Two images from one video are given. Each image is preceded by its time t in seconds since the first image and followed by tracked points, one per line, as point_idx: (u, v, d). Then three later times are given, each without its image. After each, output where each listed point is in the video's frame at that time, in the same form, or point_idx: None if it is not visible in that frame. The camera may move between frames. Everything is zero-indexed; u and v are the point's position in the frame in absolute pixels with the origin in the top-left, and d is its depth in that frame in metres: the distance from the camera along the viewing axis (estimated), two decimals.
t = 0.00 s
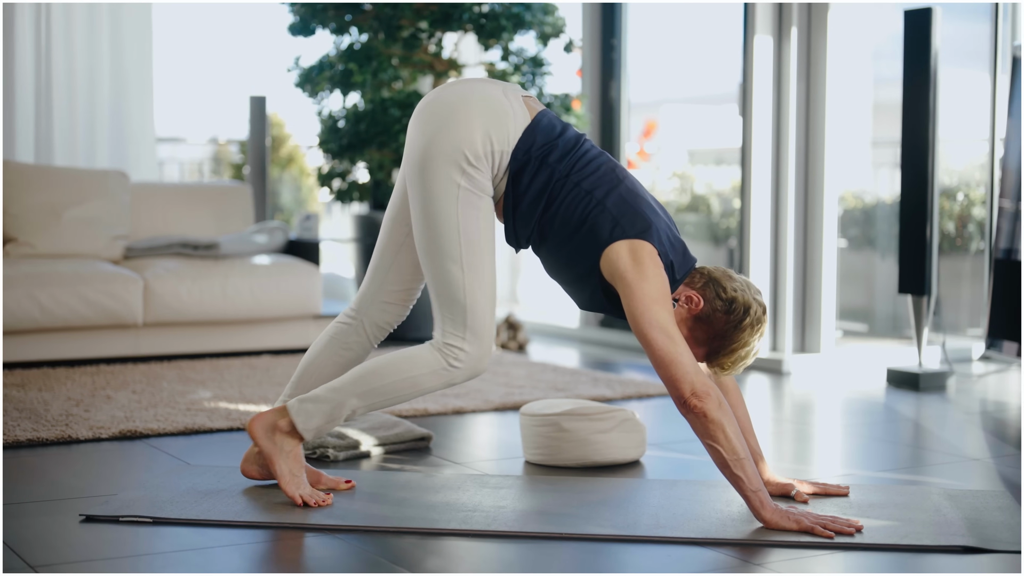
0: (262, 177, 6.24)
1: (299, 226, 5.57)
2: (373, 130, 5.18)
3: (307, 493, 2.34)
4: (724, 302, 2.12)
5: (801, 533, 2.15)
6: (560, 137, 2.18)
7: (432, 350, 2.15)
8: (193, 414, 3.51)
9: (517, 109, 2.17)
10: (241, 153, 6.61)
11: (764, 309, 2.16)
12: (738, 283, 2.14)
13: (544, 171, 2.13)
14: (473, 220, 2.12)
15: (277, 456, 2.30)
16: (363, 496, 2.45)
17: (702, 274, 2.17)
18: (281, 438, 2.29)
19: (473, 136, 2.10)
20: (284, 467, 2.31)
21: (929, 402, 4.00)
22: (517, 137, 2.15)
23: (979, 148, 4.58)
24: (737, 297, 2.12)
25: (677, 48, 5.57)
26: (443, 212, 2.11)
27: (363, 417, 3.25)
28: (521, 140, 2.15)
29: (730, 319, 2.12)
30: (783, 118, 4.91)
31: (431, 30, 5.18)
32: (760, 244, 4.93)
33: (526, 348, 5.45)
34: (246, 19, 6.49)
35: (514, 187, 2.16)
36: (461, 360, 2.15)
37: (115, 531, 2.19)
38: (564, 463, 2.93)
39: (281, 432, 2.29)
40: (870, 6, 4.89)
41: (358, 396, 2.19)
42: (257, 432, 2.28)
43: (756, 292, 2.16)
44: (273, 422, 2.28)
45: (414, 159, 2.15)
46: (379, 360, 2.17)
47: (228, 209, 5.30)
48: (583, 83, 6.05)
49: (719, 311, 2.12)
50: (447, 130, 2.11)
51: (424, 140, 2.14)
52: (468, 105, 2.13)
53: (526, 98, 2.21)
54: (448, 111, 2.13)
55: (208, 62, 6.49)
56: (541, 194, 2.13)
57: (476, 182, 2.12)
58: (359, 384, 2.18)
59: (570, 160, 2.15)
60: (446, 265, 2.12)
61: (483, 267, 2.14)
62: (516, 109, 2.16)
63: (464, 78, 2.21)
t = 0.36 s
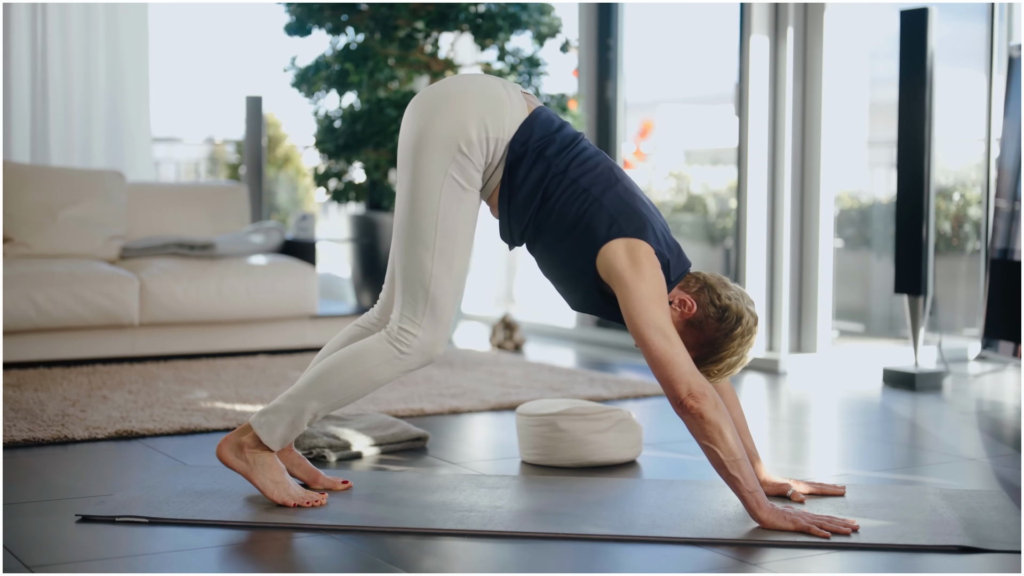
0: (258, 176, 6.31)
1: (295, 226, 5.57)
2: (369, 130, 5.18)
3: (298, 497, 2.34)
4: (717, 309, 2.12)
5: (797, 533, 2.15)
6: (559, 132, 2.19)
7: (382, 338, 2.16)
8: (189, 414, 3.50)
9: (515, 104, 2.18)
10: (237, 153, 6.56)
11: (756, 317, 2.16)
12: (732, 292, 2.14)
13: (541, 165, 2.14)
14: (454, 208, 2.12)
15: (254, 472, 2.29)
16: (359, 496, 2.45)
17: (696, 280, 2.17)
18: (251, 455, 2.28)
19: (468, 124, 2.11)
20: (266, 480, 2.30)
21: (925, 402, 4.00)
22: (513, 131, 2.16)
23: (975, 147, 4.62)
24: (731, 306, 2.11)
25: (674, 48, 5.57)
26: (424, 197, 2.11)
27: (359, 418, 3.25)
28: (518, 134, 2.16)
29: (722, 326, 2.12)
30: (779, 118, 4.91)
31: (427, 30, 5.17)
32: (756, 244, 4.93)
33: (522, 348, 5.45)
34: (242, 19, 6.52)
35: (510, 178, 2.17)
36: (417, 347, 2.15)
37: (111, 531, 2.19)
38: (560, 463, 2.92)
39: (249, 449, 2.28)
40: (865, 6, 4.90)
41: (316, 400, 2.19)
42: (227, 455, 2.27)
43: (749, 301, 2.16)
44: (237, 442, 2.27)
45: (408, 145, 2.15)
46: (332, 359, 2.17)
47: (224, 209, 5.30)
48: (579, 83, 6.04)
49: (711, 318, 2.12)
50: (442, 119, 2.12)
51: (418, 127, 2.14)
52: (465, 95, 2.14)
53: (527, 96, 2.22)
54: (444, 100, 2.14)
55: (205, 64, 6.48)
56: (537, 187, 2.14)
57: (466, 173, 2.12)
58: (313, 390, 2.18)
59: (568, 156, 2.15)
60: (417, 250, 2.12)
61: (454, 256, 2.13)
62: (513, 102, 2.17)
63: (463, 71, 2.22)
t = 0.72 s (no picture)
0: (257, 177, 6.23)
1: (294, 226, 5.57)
2: (367, 130, 5.17)
3: (296, 497, 2.34)
4: (715, 309, 2.11)
5: (795, 533, 2.15)
6: (554, 132, 2.21)
7: (351, 327, 2.22)
8: (187, 414, 3.50)
9: (512, 102, 2.22)
10: (235, 153, 6.56)
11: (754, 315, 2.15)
12: (728, 290, 2.13)
13: (537, 162, 2.16)
14: (440, 199, 2.16)
15: (246, 482, 2.30)
16: (357, 496, 2.45)
17: (692, 280, 2.15)
18: (238, 467, 2.29)
19: (464, 119, 2.15)
20: (258, 488, 2.31)
21: (923, 401, 4.01)
22: (510, 128, 2.20)
23: (972, 148, 4.62)
24: (729, 304, 2.11)
25: (672, 48, 5.57)
26: (410, 186, 2.15)
27: (358, 418, 3.25)
28: (514, 130, 2.20)
29: (721, 326, 2.12)
30: (777, 118, 4.91)
31: (425, 30, 5.19)
32: (754, 243, 4.93)
33: (520, 348, 5.45)
34: (240, 19, 6.51)
35: (506, 176, 2.18)
36: (383, 335, 2.21)
37: (109, 531, 2.19)
38: (558, 463, 2.92)
39: (236, 462, 2.29)
40: (864, 6, 4.91)
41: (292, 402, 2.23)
42: (216, 471, 2.29)
43: (745, 297, 2.15)
44: (222, 456, 2.29)
45: (403, 138, 2.20)
46: (302, 359, 2.22)
47: (223, 209, 5.30)
48: (577, 82, 6.04)
49: (710, 318, 2.11)
50: (438, 113, 2.17)
51: (413, 121, 2.19)
52: (462, 92, 2.18)
53: (526, 97, 2.26)
54: (441, 95, 2.19)
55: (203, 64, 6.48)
56: (532, 185, 2.15)
57: (456, 167, 2.16)
58: (288, 392, 2.22)
59: (564, 155, 2.17)
60: (397, 238, 2.17)
61: (431, 248, 2.18)
62: (511, 101, 2.22)
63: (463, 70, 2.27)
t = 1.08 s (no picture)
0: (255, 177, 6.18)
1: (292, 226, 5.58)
2: (366, 130, 5.17)
3: (293, 496, 2.34)
4: (706, 312, 2.10)
5: (794, 533, 2.15)
6: (548, 134, 2.22)
7: (327, 319, 2.20)
8: (185, 414, 3.50)
9: (505, 104, 2.22)
10: (234, 153, 6.59)
11: (744, 318, 2.14)
12: (718, 294, 2.12)
13: (531, 162, 2.16)
14: (427, 195, 2.15)
15: (241, 488, 2.32)
16: (356, 496, 2.45)
17: (682, 283, 2.14)
18: (232, 474, 2.31)
19: (457, 118, 2.15)
20: (253, 492, 2.32)
21: (921, 401, 4.01)
22: (503, 127, 2.20)
23: (971, 148, 4.62)
24: (720, 308, 2.10)
25: (671, 48, 5.57)
26: (399, 181, 2.14)
27: (357, 418, 3.24)
28: (508, 130, 2.20)
29: (712, 329, 2.11)
30: (776, 118, 4.91)
31: (423, 30, 5.20)
32: (753, 243, 4.93)
33: (519, 348, 5.46)
34: (239, 19, 6.50)
35: (500, 175, 2.19)
36: (358, 326, 2.20)
37: (108, 531, 2.19)
38: (557, 463, 2.92)
39: (229, 469, 2.32)
40: (862, 6, 4.91)
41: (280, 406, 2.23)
42: (210, 481, 2.32)
43: (735, 299, 2.14)
44: (215, 464, 2.32)
45: (394, 135, 2.19)
46: (282, 359, 2.21)
47: (221, 208, 5.30)
48: (576, 82, 6.04)
49: (701, 321, 2.10)
50: (431, 110, 2.16)
51: (405, 118, 2.18)
52: (456, 90, 2.18)
53: (519, 99, 2.26)
54: (433, 93, 2.18)
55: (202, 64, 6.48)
56: (525, 185, 2.15)
57: (446, 166, 2.16)
58: (272, 394, 2.22)
59: (558, 157, 2.17)
60: (381, 232, 2.16)
61: (414, 244, 2.18)
62: (503, 101, 2.23)
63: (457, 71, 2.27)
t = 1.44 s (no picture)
0: (252, 175, 6.42)
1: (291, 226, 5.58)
2: (365, 130, 5.19)
3: (292, 497, 2.34)
4: (697, 299, 2.10)
5: (793, 533, 2.15)
6: (537, 138, 2.22)
7: (305, 314, 2.21)
8: (185, 414, 3.50)
9: (494, 106, 2.22)
10: (233, 154, 6.51)
11: (737, 296, 2.13)
12: (704, 278, 2.13)
13: (520, 165, 2.16)
14: (411, 195, 2.15)
15: (238, 492, 2.33)
16: (355, 496, 2.45)
17: (667, 276, 2.15)
18: (227, 479, 2.32)
19: (445, 119, 2.15)
20: (251, 495, 2.32)
21: (920, 401, 4.01)
22: (492, 129, 2.20)
23: (970, 148, 4.62)
24: (708, 291, 2.10)
25: (670, 49, 5.57)
26: (382, 179, 2.14)
27: (355, 418, 3.24)
28: (497, 132, 2.20)
29: (708, 314, 2.10)
30: (775, 118, 4.91)
31: (423, 31, 5.20)
32: (752, 243, 4.92)
33: (518, 348, 5.46)
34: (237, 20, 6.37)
35: (488, 177, 2.18)
36: (336, 320, 2.21)
37: (107, 531, 2.19)
38: (556, 463, 2.92)
39: (225, 475, 2.33)
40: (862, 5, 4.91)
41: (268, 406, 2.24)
42: (207, 489, 2.34)
43: (725, 282, 2.14)
44: (211, 472, 2.33)
45: (381, 134, 2.18)
46: (268, 356, 2.22)
47: (220, 209, 5.30)
48: (575, 83, 6.04)
49: (695, 309, 2.10)
50: (420, 109, 2.16)
51: (394, 118, 2.17)
52: (445, 91, 2.18)
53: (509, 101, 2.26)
54: (422, 93, 2.18)
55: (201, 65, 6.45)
56: (514, 188, 2.14)
57: (432, 166, 2.15)
58: (257, 394, 2.22)
59: (547, 160, 2.17)
60: (363, 229, 2.16)
61: (396, 242, 2.18)
62: (493, 103, 2.22)
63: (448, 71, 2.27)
